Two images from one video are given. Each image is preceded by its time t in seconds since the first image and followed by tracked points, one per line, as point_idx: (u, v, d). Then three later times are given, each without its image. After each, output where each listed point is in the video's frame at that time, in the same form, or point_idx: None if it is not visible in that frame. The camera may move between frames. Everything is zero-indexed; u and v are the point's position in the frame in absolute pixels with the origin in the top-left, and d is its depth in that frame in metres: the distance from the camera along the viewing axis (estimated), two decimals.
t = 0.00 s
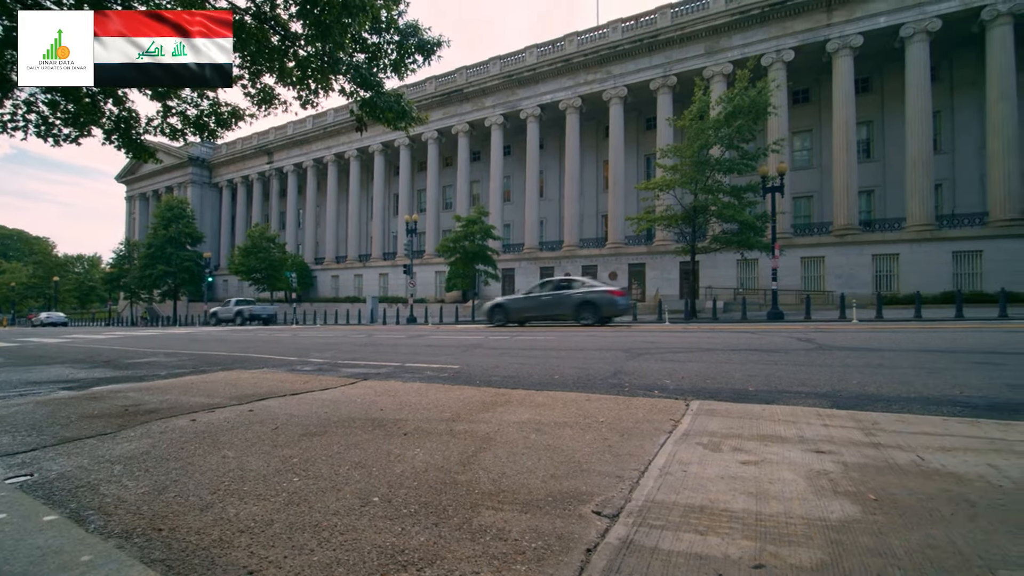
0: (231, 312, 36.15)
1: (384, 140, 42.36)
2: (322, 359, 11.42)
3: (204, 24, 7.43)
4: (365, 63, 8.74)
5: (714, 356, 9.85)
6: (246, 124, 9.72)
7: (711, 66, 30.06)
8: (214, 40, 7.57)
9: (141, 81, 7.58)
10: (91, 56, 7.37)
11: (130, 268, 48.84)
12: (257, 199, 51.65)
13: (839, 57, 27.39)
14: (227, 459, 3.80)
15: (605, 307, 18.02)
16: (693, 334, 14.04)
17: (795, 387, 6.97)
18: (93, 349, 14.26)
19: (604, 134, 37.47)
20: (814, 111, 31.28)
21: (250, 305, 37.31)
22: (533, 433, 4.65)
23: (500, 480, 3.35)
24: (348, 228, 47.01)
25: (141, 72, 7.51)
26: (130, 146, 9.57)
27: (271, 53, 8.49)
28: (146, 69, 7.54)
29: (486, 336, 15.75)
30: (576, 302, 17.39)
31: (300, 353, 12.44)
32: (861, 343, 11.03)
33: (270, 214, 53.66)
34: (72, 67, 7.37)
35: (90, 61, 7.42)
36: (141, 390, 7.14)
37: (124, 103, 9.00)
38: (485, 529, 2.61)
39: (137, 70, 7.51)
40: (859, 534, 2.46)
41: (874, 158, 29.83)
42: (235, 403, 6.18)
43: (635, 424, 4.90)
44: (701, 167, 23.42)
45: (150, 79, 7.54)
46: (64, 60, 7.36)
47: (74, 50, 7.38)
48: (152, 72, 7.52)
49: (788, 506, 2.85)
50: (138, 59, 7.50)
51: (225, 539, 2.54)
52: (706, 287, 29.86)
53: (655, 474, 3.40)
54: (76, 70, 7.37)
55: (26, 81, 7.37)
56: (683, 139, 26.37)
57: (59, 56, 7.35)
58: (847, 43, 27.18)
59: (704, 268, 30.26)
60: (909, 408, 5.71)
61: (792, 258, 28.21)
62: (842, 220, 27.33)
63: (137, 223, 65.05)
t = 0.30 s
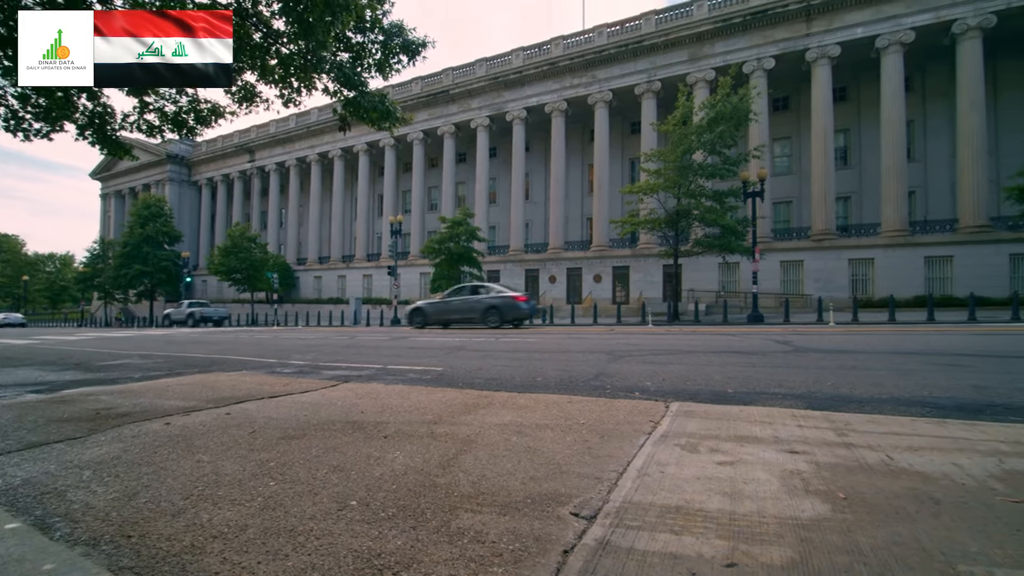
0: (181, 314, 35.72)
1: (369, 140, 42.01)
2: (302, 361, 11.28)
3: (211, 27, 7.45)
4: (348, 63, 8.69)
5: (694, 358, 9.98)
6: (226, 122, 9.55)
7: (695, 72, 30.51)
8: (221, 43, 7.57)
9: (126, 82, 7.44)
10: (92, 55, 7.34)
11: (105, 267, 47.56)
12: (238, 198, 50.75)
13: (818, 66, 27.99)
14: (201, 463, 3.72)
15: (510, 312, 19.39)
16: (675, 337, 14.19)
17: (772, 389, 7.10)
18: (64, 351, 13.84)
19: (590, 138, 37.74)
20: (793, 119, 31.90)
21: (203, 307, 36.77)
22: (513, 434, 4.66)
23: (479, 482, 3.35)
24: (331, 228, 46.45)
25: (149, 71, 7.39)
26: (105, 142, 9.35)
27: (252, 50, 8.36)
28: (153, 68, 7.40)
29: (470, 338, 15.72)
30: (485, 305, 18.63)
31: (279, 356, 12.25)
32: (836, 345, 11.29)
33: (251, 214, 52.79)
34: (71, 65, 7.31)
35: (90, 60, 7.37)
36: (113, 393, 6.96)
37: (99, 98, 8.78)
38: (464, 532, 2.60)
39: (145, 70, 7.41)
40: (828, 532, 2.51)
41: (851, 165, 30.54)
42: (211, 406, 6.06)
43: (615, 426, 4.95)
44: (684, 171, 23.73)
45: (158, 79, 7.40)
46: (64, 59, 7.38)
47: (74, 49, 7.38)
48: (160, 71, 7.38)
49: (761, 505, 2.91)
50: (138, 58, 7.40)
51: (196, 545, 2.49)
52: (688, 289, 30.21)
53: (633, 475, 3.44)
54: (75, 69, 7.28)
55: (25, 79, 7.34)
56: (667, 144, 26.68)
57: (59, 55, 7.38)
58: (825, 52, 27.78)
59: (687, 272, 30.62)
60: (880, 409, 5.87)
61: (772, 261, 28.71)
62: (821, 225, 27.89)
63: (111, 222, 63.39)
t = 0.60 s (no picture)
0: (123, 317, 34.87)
1: (349, 139, 41.50)
2: (277, 363, 11.08)
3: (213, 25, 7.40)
4: (327, 60, 8.57)
5: (671, 359, 10.12)
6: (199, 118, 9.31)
7: (675, 79, 30.97)
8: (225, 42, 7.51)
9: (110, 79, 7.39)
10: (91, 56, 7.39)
11: (70, 266, 45.94)
12: (212, 196, 49.56)
13: (792, 75, 28.67)
14: (166, 469, 3.63)
15: (414, 317, 20.57)
16: (652, 339, 14.36)
17: (744, 390, 7.25)
18: (26, 353, 13.31)
19: (571, 141, 37.99)
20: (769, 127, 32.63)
21: (145, 308, 35.71)
22: (489, 437, 4.66)
23: (453, 485, 3.34)
24: (309, 228, 45.69)
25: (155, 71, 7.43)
26: (70, 136, 9.05)
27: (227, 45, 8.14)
28: (160, 68, 7.45)
29: (449, 340, 15.64)
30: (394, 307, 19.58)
31: (253, 358, 12.00)
32: (807, 347, 11.57)
33: (226, 212, 51.64)
34: (72, 66, 7.35)
35: (89, 61, 7.42)
36: (77, 397, 6.73)
37: (64, 91, 8.50)
38: (435, 535, 2.60)
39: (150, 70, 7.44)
40: (791, 530, 2.58)
41: (823, 172, 31.40)
42: (180, 410, 5.91)
43: (590, 428, 4.99)
44: (663, 176, 24.04)
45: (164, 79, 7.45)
46: (65, 60, 7.36)
47: (73, 50, 7.39)
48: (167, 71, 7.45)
49: (728, 504, 2.97)
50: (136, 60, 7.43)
51: (159, 553, 2.43)
52: (667, 292, 30.59)
53: (606, 476, 3.47)
54: (77, 70, 7.36)
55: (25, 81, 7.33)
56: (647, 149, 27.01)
57: (59, 55, 7.37)
58: (799, 63, 28.49)
59: (666, 275, 31.03)
60: (845, 409, 6.06)
61: (747, 265, 29.28)
62: (795, 230, 28.55)
63: (77, 219, 61.21)
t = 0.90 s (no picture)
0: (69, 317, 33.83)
1: (331, 136, 40.97)
2: (253, 364, 10.88)
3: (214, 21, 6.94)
4: (307, 57, 8.43)
5: (651, 360, 10.22)
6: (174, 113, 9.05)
7: (657, 82, 31.33)
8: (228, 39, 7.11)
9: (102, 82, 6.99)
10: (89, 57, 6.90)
11: (36, 264, 44.41)
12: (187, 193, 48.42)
13: (769, 82, 29.20)
14: (134, 474, 3.54)
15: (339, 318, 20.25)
16: (632, 340, 14.49)
17: (721, 389, 7.36)
18: None
19: (555, 142, 38.12)
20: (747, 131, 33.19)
21: (90, 309, 34.85)
22: (468, 438, 4.65)
23: (429, 487, 3.32)
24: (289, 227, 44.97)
25: (164, 71, 6.95)
26: (37, 129, 8.74)
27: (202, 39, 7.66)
28: (168, 68, 6.97)
29: (431, 340, 15.53)
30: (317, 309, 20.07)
31: (229, 359, 11.76)
32: (783, 347, 11.80)
33: (202, 210, 50.56)
34: (68, 63, 6.89)
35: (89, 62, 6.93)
36: (43, 400, 6.51)
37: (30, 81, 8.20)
38: (410, 537, 2.58)
39: (158, 71, 6.96)
40: (761, 526, 2.64)
41: (799, 177, 32.06)
42: (150, 412, 5.76)
43: (569, 428, 5.01)
44: (645, 178, 24.24)
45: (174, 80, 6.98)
46: (64, 59, 6.94)
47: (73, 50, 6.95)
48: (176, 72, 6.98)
49: (701, 502, 3.01)
50: (138, 60, 6.94)
51: (123, 560, 2.37)
52: (648, 293, 30.90)
53: (582, 476, 3.50)
54: (73, 66, 6.86)
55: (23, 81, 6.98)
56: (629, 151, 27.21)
57: (58, 55, 6.98)
58: (777, 69, 29.02)
59: (647, 276, 31.33)
60: (817, 408, 6.19)
61: (727, 267, 29.71)
62: (772, 233, 29.10)
63: (44, 215, 59.28)
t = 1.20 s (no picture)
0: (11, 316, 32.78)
1: (312, 133, 40.35)
2: (228, 364, 10.65)
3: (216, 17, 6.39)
4: (285, 52, 7.83)
5: (632, 360, 10.29)
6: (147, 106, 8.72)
7: (640, 85, 31.62)
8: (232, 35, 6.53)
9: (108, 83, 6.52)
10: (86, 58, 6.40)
11: None
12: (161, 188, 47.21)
13: (749, 87, 29.69)
14: (100, 477, 3.44)
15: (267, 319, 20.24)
16: (613, 340, 14.60)
17: (699, 389, 7.45)
18: None
19: (539, 143, 38.18)
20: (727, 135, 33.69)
21: (34, 308, 33.67)
22: (445, 438, 4.63)
23: (404, 488, 3.29)
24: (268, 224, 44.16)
25: (174, 73, 6.50)
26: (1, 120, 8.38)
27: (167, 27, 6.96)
28: (179, 69, 6.52)
29: (412, 340, 15.38)
30: (246, 308, 20.16)
31: (203, 359, 11.50)
32: (760, 348, 11.99)
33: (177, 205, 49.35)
34: (71, 66, 6.35)
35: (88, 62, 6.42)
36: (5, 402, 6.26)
37: None
38: (383, 539, 2.56)
39: (167, 72, 6.48)
40: (732, 523, 2.68)
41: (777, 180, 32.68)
42: (119, 415, 5.59)
43: (548, 428, 5.02)
44: (628, 180, 24.41)
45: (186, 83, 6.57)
46: (65, 59, 6.34)
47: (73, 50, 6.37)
48: (187, 74, 6.55)
49: (674, 500, 3.05)
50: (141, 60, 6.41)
51: (84, 567, 2.30)
52: (631, 294, 31.14)
53: (558, 475, 3.51)
54: (77, 70, 6.33)
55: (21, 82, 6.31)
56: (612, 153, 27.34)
57: (58, 55, 6.34)
58: (756, 75, 29.51)
59: (629, 276, 31.60)
60: (791, 407, 6.31)
61: (707, 268, 30.11)
62: (751, 235, 29.61)
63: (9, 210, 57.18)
